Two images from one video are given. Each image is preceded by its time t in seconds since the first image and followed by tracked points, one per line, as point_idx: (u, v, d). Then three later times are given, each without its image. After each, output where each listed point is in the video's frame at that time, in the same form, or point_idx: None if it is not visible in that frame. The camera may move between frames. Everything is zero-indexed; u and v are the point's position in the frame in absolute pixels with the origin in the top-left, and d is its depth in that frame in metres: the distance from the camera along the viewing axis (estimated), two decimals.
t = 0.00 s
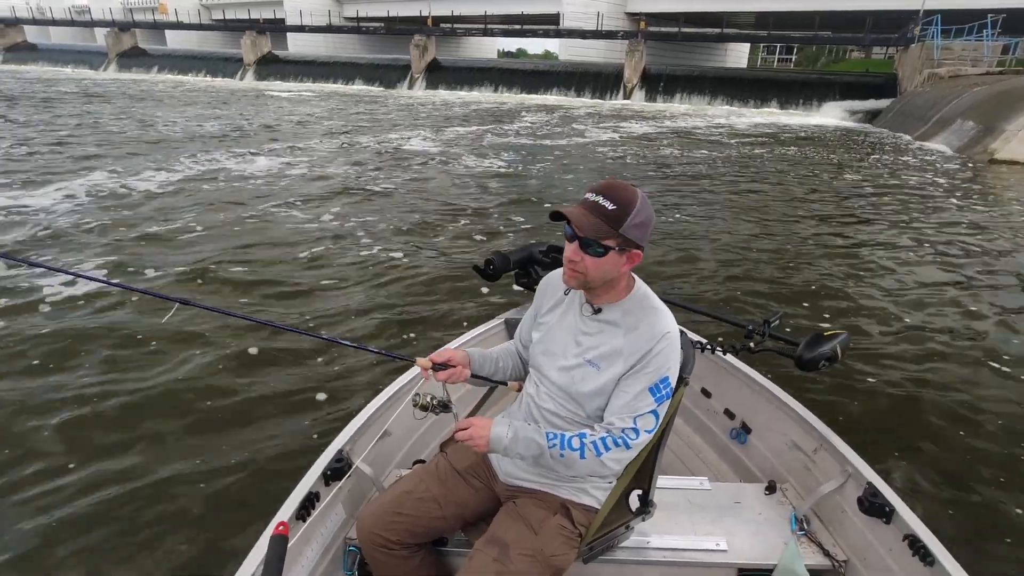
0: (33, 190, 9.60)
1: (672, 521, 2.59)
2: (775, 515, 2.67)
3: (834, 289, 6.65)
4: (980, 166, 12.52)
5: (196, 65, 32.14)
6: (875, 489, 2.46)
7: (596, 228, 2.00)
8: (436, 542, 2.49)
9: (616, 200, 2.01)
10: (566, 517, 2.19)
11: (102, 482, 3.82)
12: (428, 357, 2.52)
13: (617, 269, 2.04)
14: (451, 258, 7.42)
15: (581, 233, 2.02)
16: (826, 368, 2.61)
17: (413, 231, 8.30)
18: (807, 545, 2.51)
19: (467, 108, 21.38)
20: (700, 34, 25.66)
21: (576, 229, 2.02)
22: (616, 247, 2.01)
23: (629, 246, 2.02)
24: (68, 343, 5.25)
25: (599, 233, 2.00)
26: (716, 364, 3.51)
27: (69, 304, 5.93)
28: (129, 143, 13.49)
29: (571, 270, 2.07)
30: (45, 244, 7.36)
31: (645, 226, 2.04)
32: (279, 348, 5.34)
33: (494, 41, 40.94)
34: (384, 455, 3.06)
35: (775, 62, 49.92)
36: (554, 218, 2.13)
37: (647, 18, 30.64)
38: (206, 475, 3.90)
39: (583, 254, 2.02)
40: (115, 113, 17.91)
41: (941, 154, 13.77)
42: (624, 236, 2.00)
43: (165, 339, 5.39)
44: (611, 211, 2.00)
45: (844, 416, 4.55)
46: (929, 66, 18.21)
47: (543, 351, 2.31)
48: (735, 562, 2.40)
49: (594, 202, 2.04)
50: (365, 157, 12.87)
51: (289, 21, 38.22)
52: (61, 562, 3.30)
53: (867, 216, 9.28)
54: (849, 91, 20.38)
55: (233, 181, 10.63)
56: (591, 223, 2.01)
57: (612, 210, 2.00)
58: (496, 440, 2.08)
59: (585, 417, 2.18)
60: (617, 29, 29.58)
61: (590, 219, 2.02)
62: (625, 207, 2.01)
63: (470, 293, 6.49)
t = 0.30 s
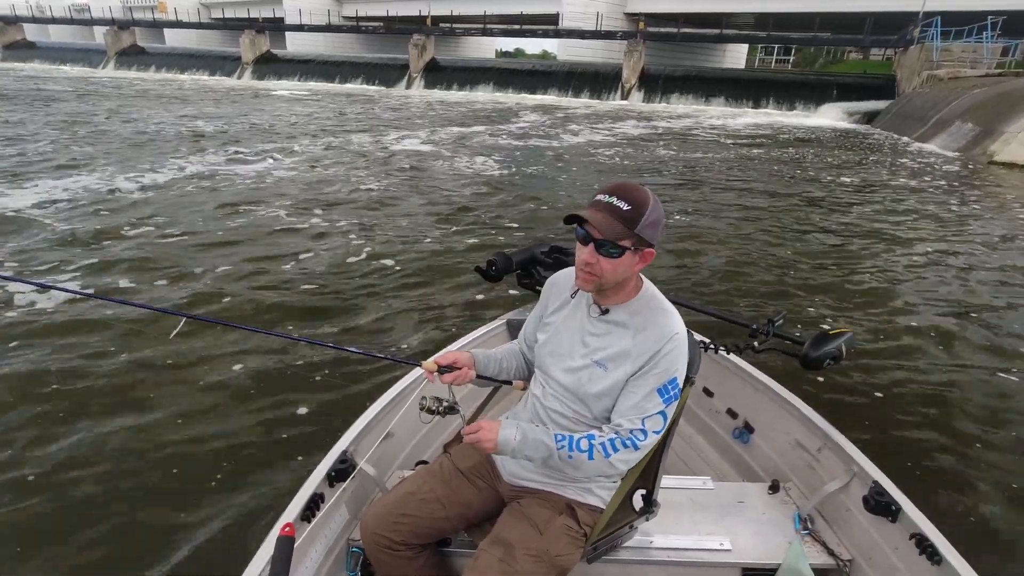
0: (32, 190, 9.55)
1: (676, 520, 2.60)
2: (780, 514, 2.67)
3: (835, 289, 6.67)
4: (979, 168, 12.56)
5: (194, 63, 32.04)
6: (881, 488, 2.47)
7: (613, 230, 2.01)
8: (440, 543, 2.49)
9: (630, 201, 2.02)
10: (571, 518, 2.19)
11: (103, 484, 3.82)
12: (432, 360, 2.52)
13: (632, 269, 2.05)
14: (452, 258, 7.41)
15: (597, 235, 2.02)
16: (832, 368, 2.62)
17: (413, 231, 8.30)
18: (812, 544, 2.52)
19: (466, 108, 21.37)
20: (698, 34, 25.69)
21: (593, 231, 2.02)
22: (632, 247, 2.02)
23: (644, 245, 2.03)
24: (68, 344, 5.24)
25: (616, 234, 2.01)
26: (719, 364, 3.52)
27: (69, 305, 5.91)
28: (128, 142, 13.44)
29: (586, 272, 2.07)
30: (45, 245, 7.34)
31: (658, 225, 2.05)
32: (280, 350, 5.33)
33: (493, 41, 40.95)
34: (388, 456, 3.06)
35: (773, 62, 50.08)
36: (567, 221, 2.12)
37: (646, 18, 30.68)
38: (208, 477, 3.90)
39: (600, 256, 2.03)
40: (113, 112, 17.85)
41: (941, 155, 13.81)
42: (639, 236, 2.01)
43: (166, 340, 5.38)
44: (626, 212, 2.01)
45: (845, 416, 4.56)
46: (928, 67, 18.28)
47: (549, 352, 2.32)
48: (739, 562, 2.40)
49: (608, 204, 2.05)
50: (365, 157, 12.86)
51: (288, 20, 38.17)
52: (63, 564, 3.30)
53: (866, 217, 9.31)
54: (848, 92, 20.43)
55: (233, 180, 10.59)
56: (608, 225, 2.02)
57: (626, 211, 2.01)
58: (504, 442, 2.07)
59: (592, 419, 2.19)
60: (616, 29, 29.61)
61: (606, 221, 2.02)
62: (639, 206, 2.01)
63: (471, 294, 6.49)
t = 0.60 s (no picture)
0: (29, 191, 9.54)
1: (677, 521, 2.61)
2: (778, 515, 2.69)
3: (833, 291, 6.71)
4: (975, 170, 12.62)
5: (192, 63, 32.02)
6: (880, 489, 2.48)
7: (626, 231, 2.01)
8: (440, 542, 2.50)
9: (632, 199, 2.04)
10: (570, 517, 2.20)
11: (104, 488, 3.84)
12: (429, 361, 2.55)
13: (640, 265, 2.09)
14: (452, 260, 7.42)
15: (612, 239, 2.02)
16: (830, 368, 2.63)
17: (413, 232, 8.33)
18: (810, 545, 2.53)
19: (465, 108, 21.40)
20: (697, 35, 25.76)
21: (608, 236, 2.01)
22: (641, 243, 2.05)
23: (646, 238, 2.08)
24: (68, 347, 5.25)
25: (630, 234, 2.02)
26: (719, 365, 3.53)
27: (69, 308, 5.93)
28: (126, 143, 13.43)
29: (602, 278, 2.06)
30: (43, 246, 7.34)
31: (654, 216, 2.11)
32: (280, 352, 5.34)
33: (492, 40, 40.98)
34: (388, 455, 3.07)
35: (771, 63, 50.14)
36: (577, 232, 2.07)
37: (644, 19, 30.74)
38: (208, 480, 3.92)
39: (618, 259, 2.03)
40: (111, 112, 17.82)
41: (938, 158, 13.85)
42: (644, 231, 2.05)
43: (165, 343, 5.39)
44: (633, 210, 2.02)
45: (844, 419, 4.58)
46: (925, 69, 18.35)
47: (547, 351, 2.33)
48: (738, 562, 2.41)
49: (611, 205, 2.03)
50: (365, 157, 12.89)
51: (286, 20, 38.15)
52: (64, 568, 3.31)
53: (864, 219, 9.36)
54: (846, 94, 20.50)
55: (231, 181, 10.58)
56: (621, 227, 2.02)
57: (633, 208, 2.03)
58: (503, 439, 2.10)
59: (590, 417, 2.20)
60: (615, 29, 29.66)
61: (619, 223, 2.01)
62: (641, 202, 2.04)
63: (471, 295, 6.50)
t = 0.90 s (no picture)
0: (26, 190, 9.53)
1: (674, 522, 2.60)
2: (775, 518, 2.68)
3: (831, 292, 6.71)
4: (973, 171, 12.63)
5: (190, 62, 31.99)
6: (876, 494, 2.48)
7: (619, 229, 2.00)
8: (437, 541, 2.49)
9: (626, 197, 2.03)
10: (568, 517, 2.19)
11: (100, 487, 3.83)
12: (433, 334, 2.54)
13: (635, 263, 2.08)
14: (450, 260, 7.41)
15: (608, 238, 2.01)
16: (829, 373, 2.62)
17: (411, 232, 8.32)
18: (805, 549, 2.52)
19: (464, 109, 21.39)
20: (695, 36, 25.78)
21: (601, 235, 2.02)
22: (636, 242, 2.04)
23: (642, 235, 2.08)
24: (64, 346, 5.25)
25: (626, 232, 2.01)
26: (718, 368, 3.53)
27: (66, 306, 5.93)
28: (123, 143, 13.42)
29: (594, 275, 2.07)
30: (40, 246, 7.33)
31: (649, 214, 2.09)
32: (277, 351, 5.33)
33: (490, 41, 40.96)
34: (385, 452, 3.06)
35: (769, 63, 50.17)
36: (572, 231, 2.07)
37: (642, 20, 30.77)
38: (204, 480, 3.92)
39: (612, 258, 2.03)
40: (108, 112, 17.81)
41: (936, 159, 13.85)
42: (640, 228, 2.05)
43: (162, 342, 5.38)
44: (627, 208, 2.01)
45: (842, 421, 4.58)
46: (923, 70, 18.37)
47: (545, 349, 2.32)
48: (734, 564, 2.41)
49: (605, 202, 2.03)
50: (362, 157, 12.87)
51: (285, 20, 38.13)
52: (59, 567, 3.31)
53: (861, 220, 9.36)
54: (844, 95, 20.52)
55: (229, 181, 10.58)
56: (614, 224, 2.01)
57: (628, 207, 2.02)
58: (503, 416, 2.08)
59: (586, 413, 2.19)
60: (613, 30, 29.67)
61: (615, 222, 2.00)
62: (635, 200, 2.03)
63: (469, 295, 6.48)
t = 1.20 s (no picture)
0: (23, 191, 9.48)
1: (672, 524, 2.59)
2: (774, 519, 2.67)
3: (830, 292, 6.71)
4: (972, 171, 12.64)
5: (188, 62, 31.93)
6: (875, 495, 2.47)
7: (609, 229, 1.99)
8: (435, 542, 2.48)
9: (623, 200, 2.01)
10: (566, 518, 2.17)
11: (99, 489, 3.82)
12: (439, 322, 2.47)
13: (627, 268, 2.05)
14: (449, 261, 7.39)
15: (595, 236, 2.00)
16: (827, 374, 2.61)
17: (410, 232, 8.30)
18: (805, 550, 2.51)
19: (462, 109, 21.38)
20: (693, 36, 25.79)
21: (589, 232, 2.00)
22: (627, 246, 2.01)
23: (638, 242, 2.04)
24: (62, 347, 5.23)
25: (612, 233, 1.99)
26: (717, 370, 3.52)
27: (63, 306, 5.91)
28: (120, 143, 13.37)
29: (581, 272, 2.05)
30: (37, 246, 7.30)
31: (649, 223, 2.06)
32: (276, 352, 5.31)
33: (489, 41, 40.94)
34: (384, 453, 3.04)
35: (768, 63, 50.21)
36: (564, 224, 2.08)
37: (641, 19, 30.79)
38: (203, 482, 3.90)
39: (598, 257, 2.01)
40: (106, 112, 17.75)
41: (935, 158, 13.86)
42: (634, 234, 2.01)
43: (160, 343, 5.36)
44: (621, 210, 1.99)
45: (842, 422, 4.57)
46: (921, 70, 18.38)
47: (543, 349, 2.30)
48: (733, 566, 2.39)
49: (601, 202, 2.02)
50: (361, 157, 12.85)
51: (283, 20, 38.08)
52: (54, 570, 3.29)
53: (861, 220, 9.35)
54: (843, 95, 20.54)
55: (226, 182, 10.54)
56: (604, 225, 2.00)
57: (621, 209, 1.99)
58: (507, 400, 2.07)
59: (584, 413, 2.17)
60: (611, 30, 29.66)
61: (603, 222, 2.00)
62: (632, 205, 2.01)
63: (469, 296, 6.47)
